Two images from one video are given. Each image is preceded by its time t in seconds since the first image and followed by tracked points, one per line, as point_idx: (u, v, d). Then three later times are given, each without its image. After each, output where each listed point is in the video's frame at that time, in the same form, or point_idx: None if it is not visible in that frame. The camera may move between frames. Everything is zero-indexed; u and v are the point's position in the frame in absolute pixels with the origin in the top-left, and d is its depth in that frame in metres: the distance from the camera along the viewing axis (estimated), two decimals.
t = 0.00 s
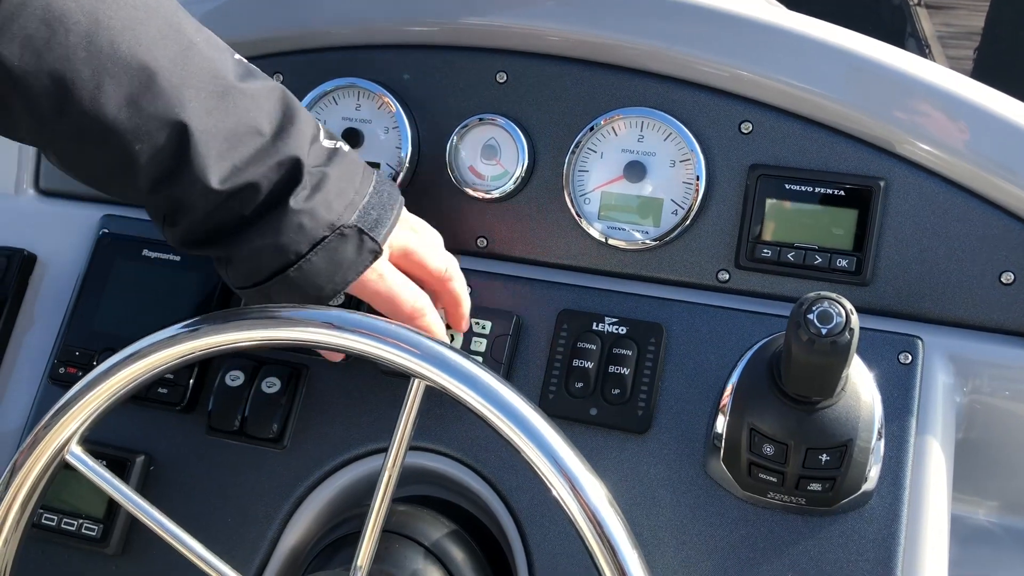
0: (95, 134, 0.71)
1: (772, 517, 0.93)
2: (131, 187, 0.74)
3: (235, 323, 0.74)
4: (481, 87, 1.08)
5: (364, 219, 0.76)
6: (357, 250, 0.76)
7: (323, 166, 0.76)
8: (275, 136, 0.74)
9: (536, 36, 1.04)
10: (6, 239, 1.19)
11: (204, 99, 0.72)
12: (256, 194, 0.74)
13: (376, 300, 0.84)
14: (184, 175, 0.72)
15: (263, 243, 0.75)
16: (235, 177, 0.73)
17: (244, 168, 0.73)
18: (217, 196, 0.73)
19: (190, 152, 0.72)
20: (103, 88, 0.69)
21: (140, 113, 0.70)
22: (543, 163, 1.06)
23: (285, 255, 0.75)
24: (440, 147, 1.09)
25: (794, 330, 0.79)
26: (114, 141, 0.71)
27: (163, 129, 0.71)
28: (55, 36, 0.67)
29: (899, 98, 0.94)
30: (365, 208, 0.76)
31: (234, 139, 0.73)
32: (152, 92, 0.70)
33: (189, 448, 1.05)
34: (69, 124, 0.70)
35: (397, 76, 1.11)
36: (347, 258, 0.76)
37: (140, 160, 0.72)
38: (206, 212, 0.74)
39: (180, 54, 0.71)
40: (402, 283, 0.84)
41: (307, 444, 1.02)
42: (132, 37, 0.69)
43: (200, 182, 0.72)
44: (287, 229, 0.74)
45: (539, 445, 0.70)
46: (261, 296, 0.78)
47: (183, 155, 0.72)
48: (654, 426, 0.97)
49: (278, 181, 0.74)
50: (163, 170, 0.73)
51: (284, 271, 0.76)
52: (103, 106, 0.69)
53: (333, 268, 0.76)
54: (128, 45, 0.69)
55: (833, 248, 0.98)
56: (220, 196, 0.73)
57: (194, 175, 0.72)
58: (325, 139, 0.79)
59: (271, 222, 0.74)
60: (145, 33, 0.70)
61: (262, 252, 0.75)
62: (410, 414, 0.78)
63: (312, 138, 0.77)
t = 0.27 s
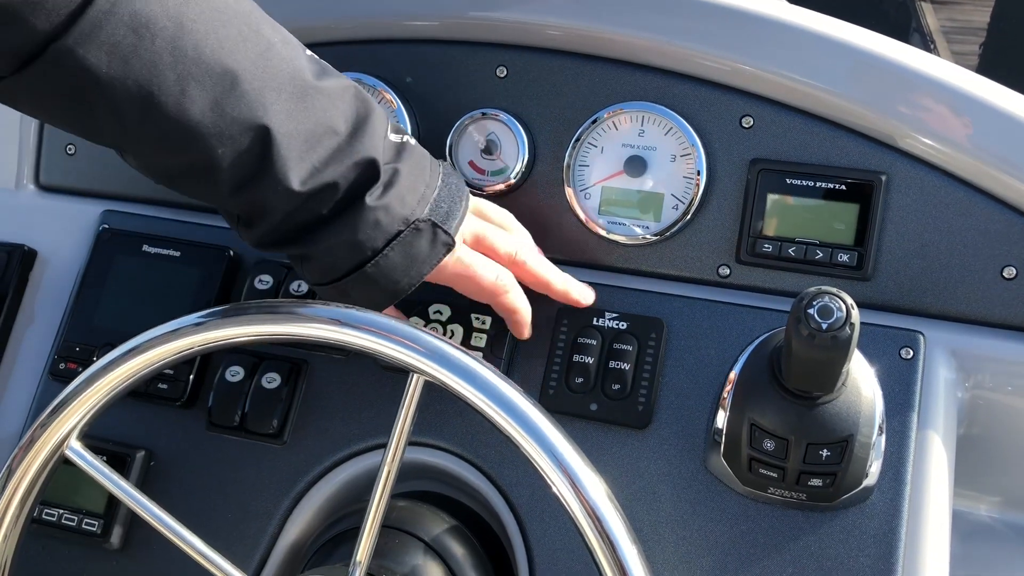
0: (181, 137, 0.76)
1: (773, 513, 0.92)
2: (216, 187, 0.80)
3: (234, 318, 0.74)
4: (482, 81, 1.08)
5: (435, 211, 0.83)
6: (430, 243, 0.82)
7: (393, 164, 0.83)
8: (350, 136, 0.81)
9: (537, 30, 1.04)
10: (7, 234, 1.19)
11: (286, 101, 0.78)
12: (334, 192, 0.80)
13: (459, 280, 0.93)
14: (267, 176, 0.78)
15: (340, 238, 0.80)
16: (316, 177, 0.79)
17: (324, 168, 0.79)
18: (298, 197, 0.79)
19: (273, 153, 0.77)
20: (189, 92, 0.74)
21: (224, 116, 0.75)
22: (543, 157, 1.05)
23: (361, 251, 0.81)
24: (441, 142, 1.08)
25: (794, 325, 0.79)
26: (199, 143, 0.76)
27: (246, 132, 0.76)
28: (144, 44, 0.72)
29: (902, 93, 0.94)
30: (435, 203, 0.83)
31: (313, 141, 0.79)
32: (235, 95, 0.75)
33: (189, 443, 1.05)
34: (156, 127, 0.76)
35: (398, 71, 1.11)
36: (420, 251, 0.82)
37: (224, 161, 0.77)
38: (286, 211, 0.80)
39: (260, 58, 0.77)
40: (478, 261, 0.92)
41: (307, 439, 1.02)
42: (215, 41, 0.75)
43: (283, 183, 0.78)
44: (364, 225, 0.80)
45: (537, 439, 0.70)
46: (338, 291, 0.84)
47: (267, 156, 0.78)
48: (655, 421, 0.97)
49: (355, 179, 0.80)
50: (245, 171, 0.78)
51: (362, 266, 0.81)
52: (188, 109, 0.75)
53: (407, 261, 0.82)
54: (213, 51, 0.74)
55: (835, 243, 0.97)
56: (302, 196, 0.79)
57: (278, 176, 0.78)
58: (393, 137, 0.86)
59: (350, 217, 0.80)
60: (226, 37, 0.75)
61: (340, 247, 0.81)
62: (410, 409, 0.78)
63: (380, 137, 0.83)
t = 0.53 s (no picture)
0: (193, 158, 0.76)
1: (774, 508, 0.92)
2: (227, 210, 0.80)
3: (233, 313, 0.74)
4: (483, 76, 1.08)
5: (441, 225, 0.84)
6: (436, 257, 0.84)
7: (401, 180, 0.84)
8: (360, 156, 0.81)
9: (538, 24, 1.04)
10: (6, 229, 1.19)
11: (299, 123, 0.78)
12: (344, 211, 0.81)
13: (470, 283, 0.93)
14: (278, 199, 0.78)
15: (349, 256, 0.82)
16: (327, 198, 0.79)
17: (335, 190, 0.80)
18: (309, 218, 0.80)
19: (285, 176, 0.77)
20: (203, 114, 0.74)
21: (238, 138, 0.75)
22: (544, 152, 1.05)
23: (370, 266, 0.82)
24: (442, 136, 1.08)
25: (796, 320, 0.78)
26: (212, 164, 0.76)
27: (259, 154, 0.76)
28: (159, 66, 0.72)
29: (905, 87, 0.93)
30: (441, 216, 0.84)
31: (324, 162, 0.79)
32: (248, 118, 0.75)
33: (189, 438, 1.05)
34: (169, 148, 0.76)
35: (399, 66, 1.10)
36: (428, 265, 0.83)
37: (236, 183, 0.77)
38: (296, 233, 0.81)
39: (274, 81, 0.76)
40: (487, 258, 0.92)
41: (308, 434, 1.02)
42: (230, 65, 0.74)
43: (295, 205, 0.79)
44: (373, 241, 0.81)
45: (539, 435, 0.70)
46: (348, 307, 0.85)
47: (278, 179, 0.78)
48: (656, 417, 0.97)
49: (365, 197, 0.81)
50: (256, 194, 0.78)
51: (371, 283, 0.83)
52: (203, 131, 0.74)
53: (415, 276, 0.83)
54: (227, 73, 0.74)
55: (837, 237, 0.97)
56: (313, 218, 0.80)
57: (290, 199, 0.78)
58: (399, 150, 0.85)
59: (357, 236, 0.81)
60: (242, 60, 0.75)
61: (349, 264, 0.82)
62: (410, 404, 0.78)
63: (390, 156, 0.83)
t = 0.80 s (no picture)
0: (192, 141, 0.75)
1: (778, 503, 0.92)
2: (225, 192, 0.79)
3: (234, 305, 0.73)
4: (486, 68, 1.07)
5: (443, 217, 0.84)
6: (437, 249, 0.84)
7: (402, 170, 0.83)
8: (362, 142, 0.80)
9: (541, 15, 1.03)
10: (7, 222, 1.18)
11: (299, 106, 0.76)
12: (346, 197, 0.80)
13: (465, 282, 0.93)
14: (278, 182, 0.77)
15: (350, 244, 0.81)
16: (328, 182, 0.78)
17: (336, 174, 0.79)
18: (309, 201, 0.78)
19: (285, 159, 0.76)
20: (201, 96, 0.73)
21: (236, 121, 0.74)
22: (547, 144, 1.04)
23: (371, 255, 0.82)
24: (444, 129, 1.08)
25: (802, 314, 0.78)
26: (210, 148, 0.75)
27: (258, 138, 0.75)
28: (157, 48, 0.71)
29: (910, 79, 0.93)
30: (442, 208, 0.84)
31: (325, 146, 0.78)
32: (247, 100, 0.74)
33: (191, 431, 1.04)
34: (167, 130, 0.75)
35: (401, 58, 1.10)
36: (428, 256, 0.84)
37: (235, 166, 0.76)
38: (296, 218, 0.80)
39: (273, 63, 0.75)
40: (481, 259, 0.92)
41: (310, 428, 1.02)
42: (229, 46, 0.73)
43: (295, 189, 0.77)
44: (375, 229, 0.81)
45: (542, 428, 0.69)
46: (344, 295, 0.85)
47: (279, 162, 0.76)
48: (659, 411, 0.96)
49: (368, 184, 0.80)
50: (256, 177, 0.77)
51: (371, 271, 0.82)
52: (201, 113, 0.73)
53: (415, 266, 0.83)
54: (225, 54, 0.73)
55: (842, 231, 0.96)
56: (313, 202, 0.79)
57: (290, 182, 0.77)
58: (400, 141, 0.86)
59: (359, 222, 0.80)
60: (241, 41, 0.74)
61: (349, 252, 0.81)
62: (413, 397, 0.77)
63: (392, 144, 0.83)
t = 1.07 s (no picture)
0: (189, 115, 0.75)
1: (785, 500, 0.91)
2: (224, 168, 0.78)
3: (238, 300, 0.73)
4: (490, 62, 1.06)
5: (445, 192, 0.83)
6: (441, 225, 0.83)
7: (404, 146, 0.83)
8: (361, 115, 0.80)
9: (546, 9, 1.03)
10: (9, 216, 1.18)
11: (296, 78, 0.76)
12: (347, 171, 0.79)
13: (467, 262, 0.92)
14: (277, 155, 0.76)
15: (353, 222, 0.80)
16: (328, 155, 0.78)
17: (336, 147, 0.78)
18: (309, 175, 0.78)
19: (283, 131, 0.75)
20: (197, 68, 0.73)
21: (233, 92, 0.73)
22: (552, 139, 1.04)
23: (374, 232, 0.81)
24: (449, 123, 1.07)
25: (809, 310, 0.77)
26: (207, 121, 0.75)
27: (255, 109, 0.74)
28: (152, 19, 0.71)
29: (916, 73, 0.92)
30: (445, 184, 0.83)
31: (324, 119, 0.77)
32: (243, 71, 0.74)
33: (194, 427, 1.04)
34: (164, 103, 0.74)
35: (405, 52, 1.09)
36: (432, 232, 0.83)
37: (233, 140, 0.75)
38: (297, 193, 0.79)
39: (269, 34, 0.75)
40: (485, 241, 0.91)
41: (314, 423, 1.01)
42: (224, 18, 0.73)
43: (294, 161, 0.77)
44: (378, 203, 0.80)
45: (547, 424, 0.69)
46: (349, 275, 0.83)
47: (277, 135, 0.76)
48: (664, 407, 0.95)
49: (369, 158, 0.79)
50: (254, 151, 0.76)
51: (375, 248, 0.81)
52: (197, 85, 0.73)
53: (420, 242, 0.82)
54: (220, 26, 0.73)
55: (849, 227, 0.95)
56: (314, 176, 0.78)
57: (289, 154, 0.76)
58: (401, 118, 0.85)
59: (362, 198, 0.79)
60: (236, 13, 0.74)
61: (353, 228, 0.80)
62: (418, 392, 0.77)
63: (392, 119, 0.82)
